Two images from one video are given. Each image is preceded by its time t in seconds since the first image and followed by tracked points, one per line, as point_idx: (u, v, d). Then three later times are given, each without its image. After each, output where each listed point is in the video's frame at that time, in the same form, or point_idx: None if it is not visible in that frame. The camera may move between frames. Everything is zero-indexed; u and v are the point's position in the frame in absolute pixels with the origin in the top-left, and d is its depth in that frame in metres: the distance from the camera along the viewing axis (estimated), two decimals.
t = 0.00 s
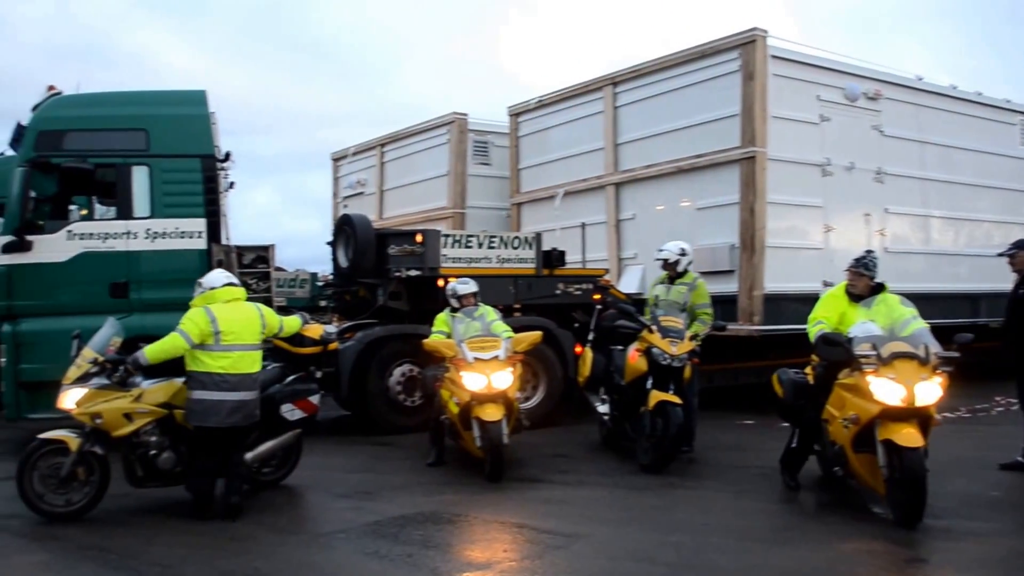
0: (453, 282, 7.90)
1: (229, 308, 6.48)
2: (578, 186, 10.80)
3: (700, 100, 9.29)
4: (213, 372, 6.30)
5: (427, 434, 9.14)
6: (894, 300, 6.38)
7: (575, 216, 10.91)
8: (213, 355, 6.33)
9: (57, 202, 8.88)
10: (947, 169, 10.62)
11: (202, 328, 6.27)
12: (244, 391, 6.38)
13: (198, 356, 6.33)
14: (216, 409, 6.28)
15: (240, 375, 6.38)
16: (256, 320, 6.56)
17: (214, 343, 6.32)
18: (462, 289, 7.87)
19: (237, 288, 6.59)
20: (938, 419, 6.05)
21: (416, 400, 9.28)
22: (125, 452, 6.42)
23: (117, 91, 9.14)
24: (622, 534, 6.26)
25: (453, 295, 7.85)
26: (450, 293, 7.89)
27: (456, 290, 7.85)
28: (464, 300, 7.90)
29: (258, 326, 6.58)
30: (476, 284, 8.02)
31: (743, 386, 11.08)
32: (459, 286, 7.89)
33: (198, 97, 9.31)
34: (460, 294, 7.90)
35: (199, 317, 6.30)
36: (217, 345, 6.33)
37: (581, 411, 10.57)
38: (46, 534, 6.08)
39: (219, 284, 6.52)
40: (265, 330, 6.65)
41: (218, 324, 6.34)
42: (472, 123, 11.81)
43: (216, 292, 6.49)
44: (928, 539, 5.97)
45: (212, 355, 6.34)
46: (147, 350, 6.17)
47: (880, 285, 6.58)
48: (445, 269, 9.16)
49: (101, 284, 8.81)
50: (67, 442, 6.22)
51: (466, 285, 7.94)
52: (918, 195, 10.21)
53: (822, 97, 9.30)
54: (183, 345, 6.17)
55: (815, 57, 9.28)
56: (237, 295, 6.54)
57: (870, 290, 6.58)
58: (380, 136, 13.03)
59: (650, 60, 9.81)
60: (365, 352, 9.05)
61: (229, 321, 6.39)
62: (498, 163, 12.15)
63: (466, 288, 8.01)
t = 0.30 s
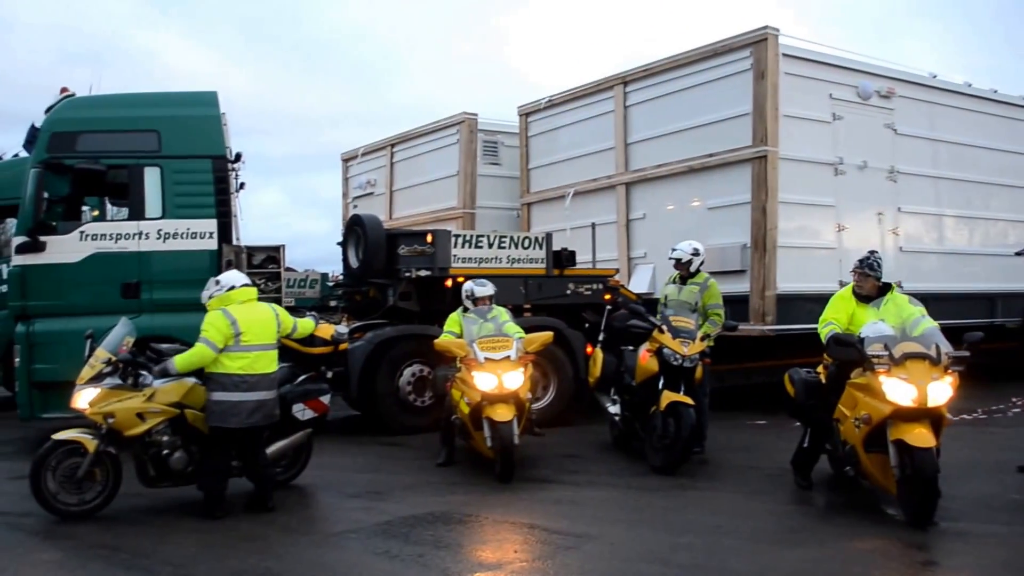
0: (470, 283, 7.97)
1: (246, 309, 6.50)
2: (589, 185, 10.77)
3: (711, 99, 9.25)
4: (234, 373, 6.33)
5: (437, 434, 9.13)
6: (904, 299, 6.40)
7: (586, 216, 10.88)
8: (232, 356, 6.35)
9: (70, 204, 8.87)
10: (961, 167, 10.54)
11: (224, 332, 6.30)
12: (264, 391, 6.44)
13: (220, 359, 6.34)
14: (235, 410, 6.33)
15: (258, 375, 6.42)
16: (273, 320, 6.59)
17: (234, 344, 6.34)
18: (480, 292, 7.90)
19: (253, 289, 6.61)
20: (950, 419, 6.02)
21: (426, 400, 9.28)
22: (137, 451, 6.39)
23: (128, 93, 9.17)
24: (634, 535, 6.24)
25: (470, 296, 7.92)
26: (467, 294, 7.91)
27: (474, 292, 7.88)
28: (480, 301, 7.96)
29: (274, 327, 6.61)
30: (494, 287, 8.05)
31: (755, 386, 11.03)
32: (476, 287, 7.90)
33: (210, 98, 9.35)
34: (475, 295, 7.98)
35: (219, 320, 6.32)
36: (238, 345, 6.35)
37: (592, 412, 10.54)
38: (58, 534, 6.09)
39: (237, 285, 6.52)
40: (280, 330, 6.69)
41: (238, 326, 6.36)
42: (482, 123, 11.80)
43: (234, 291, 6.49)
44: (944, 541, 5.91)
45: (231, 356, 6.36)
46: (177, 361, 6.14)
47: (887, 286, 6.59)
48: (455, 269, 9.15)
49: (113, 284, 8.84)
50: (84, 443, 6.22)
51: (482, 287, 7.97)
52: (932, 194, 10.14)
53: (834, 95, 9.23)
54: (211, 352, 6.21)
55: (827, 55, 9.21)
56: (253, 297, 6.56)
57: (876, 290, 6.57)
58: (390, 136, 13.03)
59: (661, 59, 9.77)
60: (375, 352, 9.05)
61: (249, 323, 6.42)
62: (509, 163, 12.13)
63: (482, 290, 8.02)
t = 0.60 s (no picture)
0: (485, 287, 7.85)
1: (258, 310, 6.52)
2: (594, 185, 10.76)
3: (716, 99, 9.23)
4: (252, 375, 6.38)
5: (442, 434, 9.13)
6: (901, 299, 6.43)
7: (591, 216, 10.86)
8: (249, 358, 6.38)
9: (74, 204, 8.87)
10: (967, 167, 10.51)
11: (239, 335, 6.31)
12: (281, 391, 6.52)
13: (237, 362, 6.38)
14: (254, 411, 6.41)
15: (274, 376, 6.50)
16: (284, 319, 6.65)
17: (250, 346, 6.38)
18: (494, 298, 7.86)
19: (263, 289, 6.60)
20: (949, 418, 6.01)
21: (431, 400, 9.27)
22: (141, 452, 6.38)
23: (133, 93, 9.17)
24: (639, 536, 6.23)
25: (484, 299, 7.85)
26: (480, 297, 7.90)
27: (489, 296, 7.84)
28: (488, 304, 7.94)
29: (286, 326, 6.65)
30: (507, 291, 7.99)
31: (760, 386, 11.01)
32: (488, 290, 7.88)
33: (215, 98, 9.35)
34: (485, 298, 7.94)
35: (233, 324, 6.32)
36: (254, 348, 6.39)
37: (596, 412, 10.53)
38: (63, 534, 6.09)
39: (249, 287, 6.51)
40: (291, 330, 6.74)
41: (253, 328, 6.39)
42: (487, 123, 11.79)
43: (246, 292, 6.49)
44: (950, 542, 5.90)
45: (247, 358, 6.40)
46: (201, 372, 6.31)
47: (884, 286, 6.61)
48: (460, 269, 9.14)
49: (117, 284, 8.84)
50: (103, 453, 6.27)
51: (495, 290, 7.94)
52: (938, 193, 10.11)
53: (840, 94, 9.21)
54: (227, 361, 6.25)
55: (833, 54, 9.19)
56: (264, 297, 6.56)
57: (875, 291, 6.58)
58: (395, 136, 13.03)
59: (667, 59, 9.75)
60: (379, 352, 9.04)
61: (262, 325, 6.44)
62: (514, 163, 12.12)
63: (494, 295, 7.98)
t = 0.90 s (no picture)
0: (489, 287, 7.84)
1: (261, 308, 6.51)
2: (593, 185, 10.74)
3: (715, 98, 9.22)
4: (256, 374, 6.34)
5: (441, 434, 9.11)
6: (899, 298, 6.37)
7: (590, 216, 10.85)
8: (251, 356, 6.35)
9: (73, 203, 8.88)
10: (966, 166, 10.49)
11: (242, 333, 6.28)
12: (282, 390, 6.44)
13: (239, 360, 6.35)
14: (255, 410, 6.37)
15: (277, 374, 6.44)
16: (287, 317, 6.62)
17: (253, 344, 6.35)
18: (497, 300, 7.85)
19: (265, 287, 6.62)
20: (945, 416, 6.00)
21: (430, 400, 9.26)
22: (140, 453, 6.38)
23: (132, 93, 9.16)
24: (639, 536, 6.21)
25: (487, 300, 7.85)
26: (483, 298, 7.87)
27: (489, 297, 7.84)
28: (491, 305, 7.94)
29: (289, 324, 6.62)
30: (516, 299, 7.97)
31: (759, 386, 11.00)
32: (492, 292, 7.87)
33: (214, 98, 9.34)
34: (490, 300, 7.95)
35: (235, 321, 6.30)
36: (256, 345, 6.36)
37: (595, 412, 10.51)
38: (61, 535, 6.07)
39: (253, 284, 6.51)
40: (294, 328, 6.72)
41: (256, 325, 6.37)
42: (486, 122, 11.77)
43: (248, 291, 6.49)
44: (950, 542, 5.89)
45: (249, 356, 6.37)
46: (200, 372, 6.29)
47: (883, 286, 6.54)
48: (459, 269, 9.12)
49: (115, 284, 8.82)
50: (103, 453, 6.25)
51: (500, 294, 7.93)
52: (937, 193, 10.10)
53: (840, 94, 9.20)
54: (226, 360, 6.23)
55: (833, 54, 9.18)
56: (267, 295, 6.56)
57: (874, 291, 6.54)
58: (394, 136, 13.02)
59: (666, 58, 9.74)
60: (379, 350, 9.01)
61: (264, 323, 6.43)
62: (512, 163, 12.11)
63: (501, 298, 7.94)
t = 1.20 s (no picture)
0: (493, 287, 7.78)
1: (254, 307, 6.45)
2: (586, 185, 10.72)
3: (709, 98, 9.21)
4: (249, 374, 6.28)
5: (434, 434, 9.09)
6: (892, 300, 6.37)
7: (583, 216, 10.83)
8: (244, 356, 6.31)
9: (66, 203, 8.83)
10: (959, 166, 10.49)
11: (233, 333, 6.23)
12: (276, 390, 6.40)
13: (232, 359, 6.31)
14: (247, 411, 6.30)
15: (270, 374, 6.38)
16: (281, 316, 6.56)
17: (245, 343, 6.29)
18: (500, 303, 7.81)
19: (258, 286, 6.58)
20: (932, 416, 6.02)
21: (422, 400, 9.22)
22: (132, 453, 6.36)
23: (124, 93, 9.13)
24: (632, 536, 6.20)
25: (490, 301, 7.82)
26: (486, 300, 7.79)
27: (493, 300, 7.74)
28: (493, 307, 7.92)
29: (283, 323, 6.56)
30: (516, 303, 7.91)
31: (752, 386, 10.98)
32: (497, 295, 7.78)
33: (206, 97, 9.31)
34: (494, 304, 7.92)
35: (229, 321, 6.26)
36: (248, 345, 6.31)
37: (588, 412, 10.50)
38: (53, 536, 6.05)
39: (247, 283, 6.46)
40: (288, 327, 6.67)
41: (248, 325, 6.32)
42: (480, 122, 11.76)
43: (241, 290, 6.44)
44: (942, 542, 5.88)
45: (242, 356, 6.32)
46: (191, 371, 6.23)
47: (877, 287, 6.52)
48: (452, 269, 9.09)
49: (108, 284, 8.78)
50: (95, 454, 6.19)
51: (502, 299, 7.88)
52: (930, 193, 10.10)
53: (833, 94, 9.19)
54: (216, 360, 6.16)
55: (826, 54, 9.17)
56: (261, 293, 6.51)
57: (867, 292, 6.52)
58: (387, 135, 12.99)
59: (659, 58, 9.72)
60: (372, 350, 8.98)
61: (257, 321, 6.39)
62: (506, 163, 12.08)
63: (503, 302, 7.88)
